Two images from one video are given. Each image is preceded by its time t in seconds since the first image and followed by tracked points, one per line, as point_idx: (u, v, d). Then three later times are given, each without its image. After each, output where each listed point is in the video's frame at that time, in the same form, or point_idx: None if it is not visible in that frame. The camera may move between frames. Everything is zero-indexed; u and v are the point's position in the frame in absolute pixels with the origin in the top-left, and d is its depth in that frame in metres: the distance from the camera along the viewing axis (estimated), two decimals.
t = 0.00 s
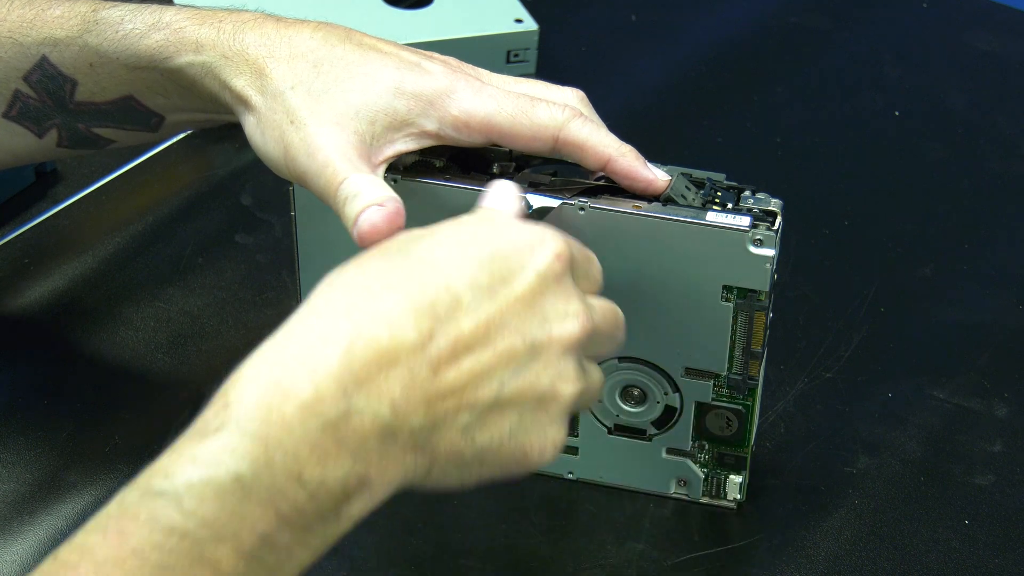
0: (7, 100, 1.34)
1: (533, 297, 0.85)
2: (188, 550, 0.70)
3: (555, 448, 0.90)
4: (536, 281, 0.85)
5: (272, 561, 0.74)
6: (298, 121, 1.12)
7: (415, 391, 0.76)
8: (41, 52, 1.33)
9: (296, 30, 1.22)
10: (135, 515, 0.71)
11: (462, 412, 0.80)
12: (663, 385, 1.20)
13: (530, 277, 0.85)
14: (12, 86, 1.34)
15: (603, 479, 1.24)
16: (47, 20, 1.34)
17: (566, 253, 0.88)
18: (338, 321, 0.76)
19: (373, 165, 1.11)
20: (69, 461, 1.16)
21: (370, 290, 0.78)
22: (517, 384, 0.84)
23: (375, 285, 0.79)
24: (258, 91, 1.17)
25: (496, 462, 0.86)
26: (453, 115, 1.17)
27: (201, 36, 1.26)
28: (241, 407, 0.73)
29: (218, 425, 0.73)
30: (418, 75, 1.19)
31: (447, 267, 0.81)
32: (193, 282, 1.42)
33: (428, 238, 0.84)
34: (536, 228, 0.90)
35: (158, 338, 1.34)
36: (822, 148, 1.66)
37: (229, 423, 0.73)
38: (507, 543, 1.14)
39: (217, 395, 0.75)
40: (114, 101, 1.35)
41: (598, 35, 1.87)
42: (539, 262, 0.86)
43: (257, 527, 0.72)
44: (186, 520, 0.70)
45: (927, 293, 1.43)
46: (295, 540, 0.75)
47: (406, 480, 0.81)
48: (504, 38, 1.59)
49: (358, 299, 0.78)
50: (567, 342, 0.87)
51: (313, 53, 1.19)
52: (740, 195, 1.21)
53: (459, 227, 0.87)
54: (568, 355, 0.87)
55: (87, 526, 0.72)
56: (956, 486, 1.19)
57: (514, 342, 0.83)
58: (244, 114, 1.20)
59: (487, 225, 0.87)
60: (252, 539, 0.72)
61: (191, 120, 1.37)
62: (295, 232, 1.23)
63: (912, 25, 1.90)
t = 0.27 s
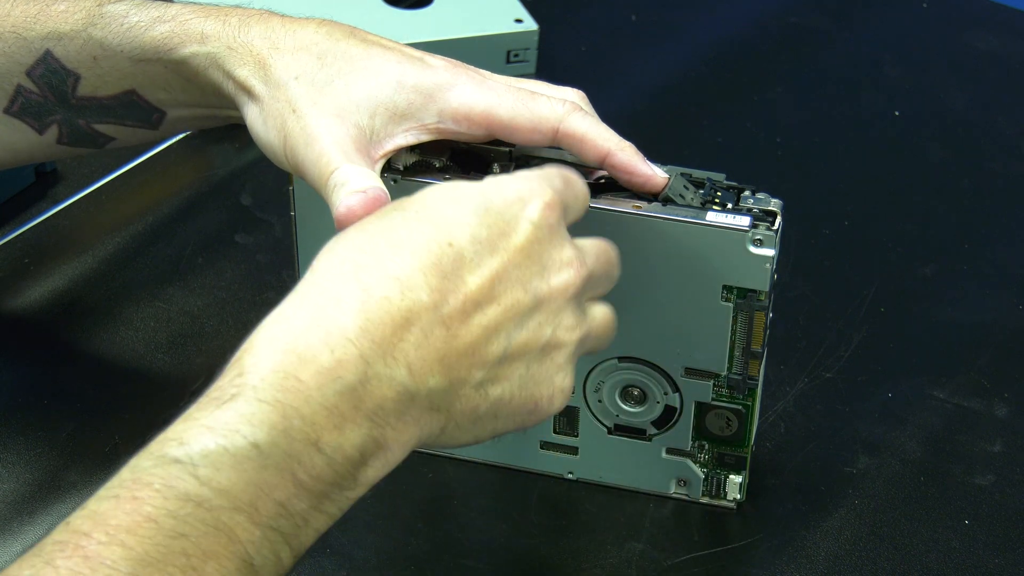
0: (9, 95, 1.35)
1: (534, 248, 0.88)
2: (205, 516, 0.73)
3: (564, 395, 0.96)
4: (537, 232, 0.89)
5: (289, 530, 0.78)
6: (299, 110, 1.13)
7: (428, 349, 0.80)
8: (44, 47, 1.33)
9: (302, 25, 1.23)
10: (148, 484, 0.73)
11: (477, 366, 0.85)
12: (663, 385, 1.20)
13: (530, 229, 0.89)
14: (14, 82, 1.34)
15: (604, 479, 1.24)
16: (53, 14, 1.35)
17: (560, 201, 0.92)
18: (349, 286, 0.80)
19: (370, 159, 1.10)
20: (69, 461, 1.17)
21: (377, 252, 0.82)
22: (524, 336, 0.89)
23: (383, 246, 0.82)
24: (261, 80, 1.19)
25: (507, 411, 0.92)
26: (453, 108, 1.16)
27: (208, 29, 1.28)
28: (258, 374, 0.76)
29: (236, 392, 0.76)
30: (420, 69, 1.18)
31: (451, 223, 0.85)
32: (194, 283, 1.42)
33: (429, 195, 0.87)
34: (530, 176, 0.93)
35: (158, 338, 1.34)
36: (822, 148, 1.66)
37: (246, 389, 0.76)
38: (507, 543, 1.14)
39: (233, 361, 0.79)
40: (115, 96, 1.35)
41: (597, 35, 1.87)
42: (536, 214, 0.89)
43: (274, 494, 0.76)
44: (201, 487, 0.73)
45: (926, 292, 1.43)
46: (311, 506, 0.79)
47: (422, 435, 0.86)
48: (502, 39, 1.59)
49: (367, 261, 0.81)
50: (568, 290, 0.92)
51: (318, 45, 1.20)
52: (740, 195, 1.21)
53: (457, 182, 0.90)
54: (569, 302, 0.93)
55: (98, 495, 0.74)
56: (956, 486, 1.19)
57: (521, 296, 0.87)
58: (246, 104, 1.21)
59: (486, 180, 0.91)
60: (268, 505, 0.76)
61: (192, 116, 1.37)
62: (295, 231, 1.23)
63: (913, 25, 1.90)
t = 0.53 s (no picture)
0: (13, 93, 1.36)
1: (550, 179, 0.84)
2: (220, 471, 0.71)
3: (599, 328, 0.89)
4: (550, 162, 0.85)
5: (311, 487, 0.75)
6: (304, 105, 1.11)
7: (448, 292, 0.77)
8: (49, 44, 1.34)
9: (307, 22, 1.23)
10: (160, 439, 0.71)
11: (505, 307, 0.81)
12: (664, 385, 1.20)
13: (542, 159, 0.84)
14: (18, 80, 1.35)
15: (604, 479, 1.24)
16: (58, 12, 1.36)
17: (569, 130, 0.88)
18: (364, 237, 0.77)
19: (375, 155, 1.06)
20: (69, 461, 1.17)
21: (386, 202, 0.79)
22: (556, 273, 0.85)
23: (393, 196, 0.80)
24: (266, 75, 1.18)
25: (547, 355, 0.87)
26: (455, 102, 1.12)
27: (215, 25, 1.28)
28: (274, 331, 0.74)
29: (247, 347, 0.74)
30: (424, 65, 1.14)
31: (458, 162, 0.82)
32: (194, 283, 1.42)
33: (435, 138, 0.85)
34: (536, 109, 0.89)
35: (158, 338, 1.34)
36: (822, 148, 1.66)
37: (260, 344, 0.74)
38: (506, 543, 1.14)
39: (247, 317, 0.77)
40: (119, 93, 1.36)
41: (598, 35, 1.87)
42: (546, 143, 0.85)
43: (292, 450, 0.73)
44: (214, 441, 0.71)
45: (926, 292, 1.43)
46: (333, 461, 0.76)
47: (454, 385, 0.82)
48: (503, 38, 1.59)
49: (377, 212, 0.79)
50: (591, 220, 0.87)
51: (323, 42, 1.19)
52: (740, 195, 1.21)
53: (464, 124, 0.87)
54: (594, 234, 0.87)
55: (111, 451, 0.72)
56: (956, 486, 1.19)
57: (541, 228, 0.83)
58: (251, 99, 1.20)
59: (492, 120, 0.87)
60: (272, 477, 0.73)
61: (195, 114, 1.37)
62: (295, 231, 1.24)
63: (914, 24, 1.90)
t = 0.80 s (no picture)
0: (17, 90, 1.36)
1: (584, 153, 0.87)
2: (251, 437, 0.74)
3: (637, 301, 0.91)
4: (584, 137, 0.88)
5: (341, 458, 0.78)
6: (309, 102, 1.13)
7: (476, 265, 0.81)
8: (54, 40, 1.34)
9: (314, 19, 1.25)
10: (192, 406, 0.74)
11: (537, 281, 0.84)
12: (663, 385, 1.20)
13: (576, 134, 0.88)
14: (22, 76, 1.35)
15: (604, 479, 1.24)
16: (63, 8, 1.35)
17: (607, 104, 0.91)
18: (394, 216, 0.81)
19: (379, 153, 1.08)
20: (69, 461, 1.18)
21: (419, 181, 0.84)
22: (588, 248, 0.87)
23: (427, 175, 0.84)
24: (271, 71, 1.19)
25: (584, 328, 0.90)
26: (459, 97, 1.13)
27: (221, 20, 1.29)
28: (305, 303, 0.78)
29: (278, 317, 0.78)
30: (427, 61, 1.15)
31: (491, 142, 0.86)
32: (194, 282, 1.42)
33: (471, 119, 0.89)
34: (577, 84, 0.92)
35: (159, 338, 1.34)
36: (822, 147, 1.66)
37: (289, 314, 0.78)
38: (506, 543, 1.15)
39: (279, 292, 0.81)
40: (123, 89, 1.36)
41: (597, 34, 1.87)
42: (581, 119, 0.89)
43: (322, 418, 0.76)
44: (245, 408, 0.74)
45: (925, 292, 1.43)
46: (363, 433, 0.78)
47: (488, 360, 0.85)
48: (503, 38, 1.59)
49: (411, 190, 0.83)
50: (629, 192, 0.89)
51: (329, 39, 1.20)
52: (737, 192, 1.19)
53: (502, 105, 0.91)
54: (631, 206, 0.90)
55: (145, 419, 0.75)
56: (956, 486, 1.19)
57: (574, 203, 0.86)
58: (254, 95, 1.21)
59: (531, 97, 0.91)
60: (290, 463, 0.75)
61: (198, 111, 1.38)
62: (295, 229, 1.23)
63: (913, 24, 1.90)
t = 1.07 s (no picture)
0: (26, 85, 1.37)
1: (579, 144, 0.88)
2: (256, 425, 0.73)
3: (638, 285, 0.92)
4: (579, 127, 0.88)
5: (345, 446, 0.77)
6: (318, 95, 1.15)
7: (477, 255, 0.81)
8: (64, 35, 1.36)
9: (322, 16, 1.27)
10: (198, 396, 0.74)
11: (538, 270, 0.85)
12: (663, 384, 1.20)
13: (571, 125, 0.88)
14: (31, 71, 1.36)
15: (604, 479, 1.24)
16: (73, 3, 1.37)
17: (600, 95, 0.91)
18: (395, 210, 0.82)
19: (387, 147, 1.08)
20: (69, 461, 1.18)
21: (418, 175, 0.84)
22: (587, 236, 0.88)
23: (426, 169, 0.84)
24: (280, 65, 1.22)
25: (586, 315, 0.91)
26: (466, 88, 1.13)
27: (231, 14, 1.32)
28: (310, 294, 0.78)
29: (282, 308, 0.78)
30: (434, 55, 1.16)
31: (487, 135, 0.86)
32: (193, 282, 1.42)
33: (466, 113, 0.89)
34: (568, 77, 0.93)
35: (159, 338, 1.34)
36: (822, 147, 1.66)
37: (294, 305, 0.78)
38: (508, 542, 1.15)
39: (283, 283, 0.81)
40: (132, 84, 1.38)
41: (598, 34, 1.87)
42: (575, 110, 0.89)
43: (326, 407, 0.76)
44: (250, 396, 0.74)
45: (925, 292, 1.43)
46: (368, 423, 0.78)
47: (491, 350, 0.86)
48: (504, 37, 1.59)
49: (411, 184, 0.83)
50: (624, 180, 0.90)
51: (337, 33, 1.22)
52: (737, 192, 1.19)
53: (496, 97, 0.91)
54: (628, 195, 0.90)
55: (152, 408, 0.74)
56: (956, 486, 1.19)
57: (572, 193, 0.86)
58: (263, 87, 1.23)
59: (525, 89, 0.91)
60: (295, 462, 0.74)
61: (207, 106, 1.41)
62: (296, 230, 1.23)
63: (914, 23, 1.90)
